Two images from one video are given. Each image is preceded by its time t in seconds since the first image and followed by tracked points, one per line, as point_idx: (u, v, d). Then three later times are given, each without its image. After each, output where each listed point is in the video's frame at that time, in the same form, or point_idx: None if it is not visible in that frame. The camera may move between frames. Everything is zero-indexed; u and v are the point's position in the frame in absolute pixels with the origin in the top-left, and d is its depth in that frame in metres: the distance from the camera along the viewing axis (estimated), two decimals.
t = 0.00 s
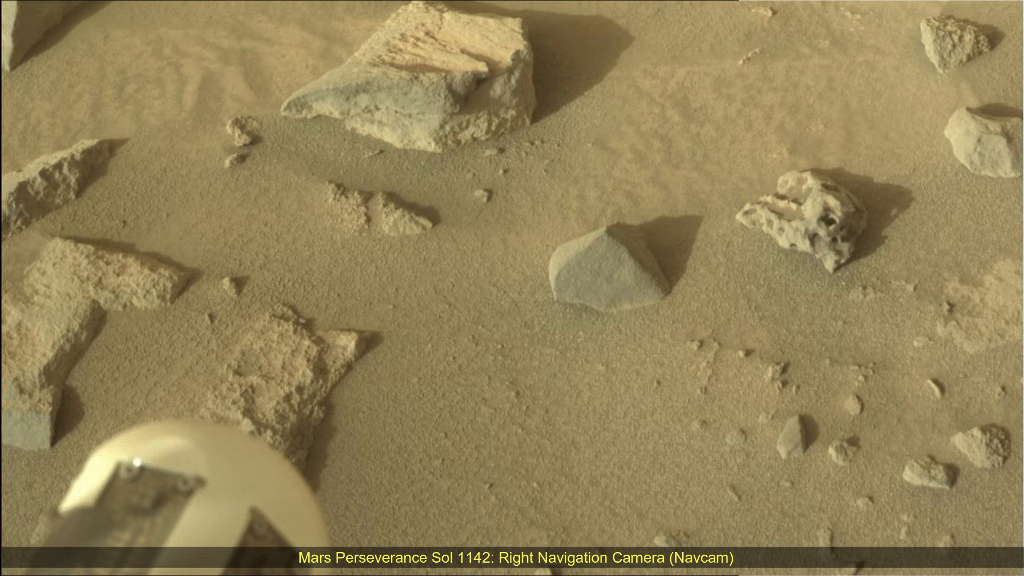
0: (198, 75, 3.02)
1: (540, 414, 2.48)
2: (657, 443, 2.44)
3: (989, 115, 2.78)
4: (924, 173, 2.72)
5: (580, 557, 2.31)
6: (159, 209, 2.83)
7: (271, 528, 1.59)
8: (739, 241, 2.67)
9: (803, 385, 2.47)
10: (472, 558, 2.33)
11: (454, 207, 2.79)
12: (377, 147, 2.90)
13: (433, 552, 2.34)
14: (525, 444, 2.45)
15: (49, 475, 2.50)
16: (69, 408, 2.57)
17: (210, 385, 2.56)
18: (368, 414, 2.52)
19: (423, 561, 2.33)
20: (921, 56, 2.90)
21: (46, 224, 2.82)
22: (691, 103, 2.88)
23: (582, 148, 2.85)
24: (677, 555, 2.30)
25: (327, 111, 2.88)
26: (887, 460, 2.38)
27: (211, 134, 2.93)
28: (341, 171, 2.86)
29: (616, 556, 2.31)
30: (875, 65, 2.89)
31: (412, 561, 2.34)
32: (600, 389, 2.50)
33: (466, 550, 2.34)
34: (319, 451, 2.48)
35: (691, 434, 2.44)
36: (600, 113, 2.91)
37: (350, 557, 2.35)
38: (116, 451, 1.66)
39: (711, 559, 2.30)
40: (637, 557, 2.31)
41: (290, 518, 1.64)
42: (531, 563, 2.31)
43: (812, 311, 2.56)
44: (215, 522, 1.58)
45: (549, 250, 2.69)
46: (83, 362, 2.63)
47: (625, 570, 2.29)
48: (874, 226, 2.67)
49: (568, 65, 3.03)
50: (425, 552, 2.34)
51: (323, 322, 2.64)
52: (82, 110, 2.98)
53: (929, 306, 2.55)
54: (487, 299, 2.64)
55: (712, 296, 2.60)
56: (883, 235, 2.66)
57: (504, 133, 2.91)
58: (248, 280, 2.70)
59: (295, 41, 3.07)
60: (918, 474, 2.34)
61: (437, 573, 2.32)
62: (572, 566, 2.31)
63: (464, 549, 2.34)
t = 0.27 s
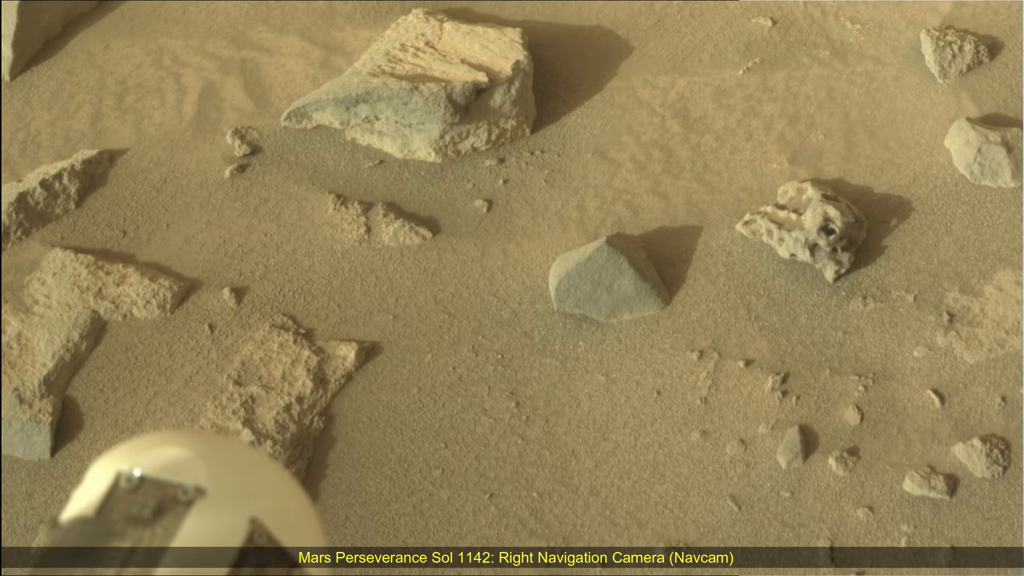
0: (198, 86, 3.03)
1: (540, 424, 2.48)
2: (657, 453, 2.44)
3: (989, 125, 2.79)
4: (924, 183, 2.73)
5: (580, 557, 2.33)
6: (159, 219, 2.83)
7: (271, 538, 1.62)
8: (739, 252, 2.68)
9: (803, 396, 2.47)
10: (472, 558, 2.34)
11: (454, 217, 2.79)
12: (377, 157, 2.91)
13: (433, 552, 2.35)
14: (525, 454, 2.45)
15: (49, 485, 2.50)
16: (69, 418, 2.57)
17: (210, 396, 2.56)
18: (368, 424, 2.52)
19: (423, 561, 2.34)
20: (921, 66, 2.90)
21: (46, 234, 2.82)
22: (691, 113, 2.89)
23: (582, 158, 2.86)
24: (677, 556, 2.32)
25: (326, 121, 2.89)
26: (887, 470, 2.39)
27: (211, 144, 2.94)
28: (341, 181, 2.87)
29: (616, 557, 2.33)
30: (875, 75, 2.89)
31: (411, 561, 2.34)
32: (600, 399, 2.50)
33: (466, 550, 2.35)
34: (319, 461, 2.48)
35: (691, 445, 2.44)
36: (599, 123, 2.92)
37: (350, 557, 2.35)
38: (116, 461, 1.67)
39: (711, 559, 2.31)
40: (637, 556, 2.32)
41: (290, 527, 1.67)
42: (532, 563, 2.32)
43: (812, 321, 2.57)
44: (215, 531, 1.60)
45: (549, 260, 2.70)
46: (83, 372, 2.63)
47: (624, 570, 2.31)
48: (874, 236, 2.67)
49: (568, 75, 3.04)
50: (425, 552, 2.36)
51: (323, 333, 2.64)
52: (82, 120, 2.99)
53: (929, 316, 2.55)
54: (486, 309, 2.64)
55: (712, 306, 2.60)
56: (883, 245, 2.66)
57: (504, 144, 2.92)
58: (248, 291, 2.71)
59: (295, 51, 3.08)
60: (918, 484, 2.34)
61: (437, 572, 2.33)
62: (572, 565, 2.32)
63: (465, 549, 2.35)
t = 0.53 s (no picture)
0: (198, 95, 3.03)
1: (540, 434, 2.48)
2: (657, 463, 2.44)
3: (989, 135, 2.80)
4: (924, 193, 2.73)
5: (580, 557, 2.34)
6: (160, 229, 2.83)
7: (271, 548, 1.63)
8: (739, 261, 2.68)
9: (803, 406, 2.47)
10: (472, 558, 2.35)
11: (454, 227, 2.80)
12: (377, 167, 2.91)
13: (433, 552, 2.36)
14: (525, 464, 2.45)
15: (49, 495, 2.50)
16: (69, 428, 2.57)
17: (210, 406, 2.56)
18: (368, 434, 2.51)
19: (423, 560, 2.35)
20: (921, 75, 2.91)
21: (46, 244, 2.82)
22: (692, 123, 2.89)
23: (582, 168, 2.86)
24: (677, 556, 2.33)
25: (326, 131, 2.89)
26: (887, 480, 2.39)
27: (211, 154, 2.94)
28: (341, 191, 2.87)
29: (616, 556, 2.34)
30: (875, 85, 2.89)
31: (411, 561, 2.35)
32: (600, 409, 2.50)
33: (466, 549, 2.36)
34: (319, 471, 2.48)
35: (691, 454, 2.44)
36: (600, 133, 2.93)
37: (350, 557, 2.37)
38: (116, 472, 1.68)
39: (710, 559, 2.32)
40: (637, 557, 2.34)
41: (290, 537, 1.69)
42: (532, 563, 2.33)
43: (812, 331, 2.57)
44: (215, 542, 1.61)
45: (549, 269, 2.70)
46: (83, 382, 2.62)
47: (624, 570, 2.32)
48: (874, 246, 2.67)
49: (567, 85, 3.05)
50: (425, 552, 2.37)
51: (323, 342, 2.64)
52: (82, 129, 2.99)
53: (929, 326, 2.55)
54: (487, 319, 2.64)
55: (712, 316, 2.60)
56: (883, 255, 2.66)
57: (504, 153, 2.92)
58: (248, 300, 2.71)
59: (295, 61, 3.09)
60: (918, 494, 2.35)
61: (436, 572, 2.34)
62: (572, 565, 2.33)
63: (464, 549, 2.36)
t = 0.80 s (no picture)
0: (198, 106, 3.04)
1: (540, 444, 2.48)
2: (657, 473, 2.44)
3: (989, 145, 2.82)
4: (925, 204, 2.74)
5: (580, 557, 2.34)
6: (160, 239, 2.84)
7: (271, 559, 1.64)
8: (739, 271, 2.68)
9: (803, 416, 2.47)
10: (471, 558, 2.35)
11: (454, 237, 2.80)
12: (377, 177, 2.92)
13: (433, 552, 2.36)
14: (525, 474, 2.44)
15: (49, 505, 2.50)
16: (69, 438, 2.57)
17: (210, 416, 2.56)
18: (368, 444, 2.51)
19: (423, 561, 2.36)
20: (921, 86, 2.92)
21: (46, 254, 2.82)
22: (692, 133, 2.89)
23: (582, 179, 2.87)
24: (677, 556, 2.34)
25: (326, 141, 2.90)
26: (887, 490, 2.39)
27: (211, 164, 2.95)
28: (341, 202, 2.88)
29: (616, 557, 2.34)
30: (875, 95, 2.90)
31: (412, 561, 2.36)
32: (600, 419, 2.50)
33: (466, 550, 2.36)
34: (319, 481, 2.47)
35: (691, 465, 2.44)
36: (600, 143, 2.93)
37: (350, 557, 2.37)
38: (116, 483, 1.68)
39: (711, 559, 2.33)
40: (637, 557, 2.34)
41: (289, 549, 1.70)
42: (531, 563, 2.34)
43: (812, 341, 2.57)
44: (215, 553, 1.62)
45: (549, 280, 2.70)
46: (83, 393, 2.62)
47: (624, 570, 2.33)
48: (874, 256, 2.68)
49: (567, 95, 3.06)
50: (425, 552, 2.37)
51: (323, 353, 2.65)
52: (82, 139, 2.99)
53: (929, 336, 2.55)
54: (487, 329, 2.64)
55: (713, 326, 2.60)
56: (883, 265, 2.66)
57: (504, 163, 2.93)
58: (248, 311, 2.71)
59: (295, 71, 3.10)
60: (918, 504, 2.35)
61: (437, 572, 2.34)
62: (572, 565, 2.33)
63: (464, 549, 2.37)
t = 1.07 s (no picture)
0: (198, 115, 3.04)
1: (540, 454, 2.47)
2: (657, 483, 2.43)
3: (989, 155, 2.83)
4: (924, 214, 2.74)
5: (580, 557, 2.35)
6: (159, 250, 2.84)
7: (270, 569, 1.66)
8: (739, 281, 2.68)
9: (803, 426, 2.47)
10: (472, 557, 2.36)
11: (454, 247, 2.81)
12: (377, 188, 2.93)
13: (433, 552, 2.37)
14: (525, 484, 2.44)
15: (49, 515, 2.50)
16: (69, 448, 2.57)
17: (210, 426, 2.56)
18: (368, 454, 2.51)
19: (423, 561, 2.37)
20: (921, 96, 2.92)
21: (46, 264, 2.83)
22: (691, 144, 2.89)
23: (582, 189, 2.87)
24: (677, 556, 2.34)
25: (326, 151, 2.90)
26: (887, 500, 2.39)
27: (211, 174, 2.96)
28: (341, 212, 2.88)
29: (616, 557, 2.35)
30: (875, 105, 2.89)
31: (412, 561, 2.37)
32: (600, 430, 2.50)
33: (466, 549, 2.37)
34: (319, 491, 2.47)
35: (691, 475, 2.44)
36: (600, 153, 2.94)
37: (350, 557, 2.38)
38: (116, 492, 1.69)
39: (711, 559, 2.33)
40: (638, 557, 2.35)
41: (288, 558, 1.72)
42: (532, 563, 2.35)
43: (812, 351, 2.57)
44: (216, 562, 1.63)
45: (549, 289, 2.71)
46: (83, 403, 2.62)
47: (625, 569, 2.33)
48: (874, 266, 2.68)
49: (567, 105, 3.07)
50: (425, 552, 2.38)
51: (323, 363, 2.65)
52: (82, 149, 2.98)
53: (929, 346, 2.55)
54: (487, 340, 2.64)
55: (713, 336, 2.60)
56: (883, 275, 2.67)
57: (504, 173, 2.94)
58: (248, 321, 2.71)
59: (295, 81, 3.11)
60: (918, 514, 2.34)
61: (437, 572, 2.35)
62: (572, 565, 2.34)
63: (465, 549, 2.37)
